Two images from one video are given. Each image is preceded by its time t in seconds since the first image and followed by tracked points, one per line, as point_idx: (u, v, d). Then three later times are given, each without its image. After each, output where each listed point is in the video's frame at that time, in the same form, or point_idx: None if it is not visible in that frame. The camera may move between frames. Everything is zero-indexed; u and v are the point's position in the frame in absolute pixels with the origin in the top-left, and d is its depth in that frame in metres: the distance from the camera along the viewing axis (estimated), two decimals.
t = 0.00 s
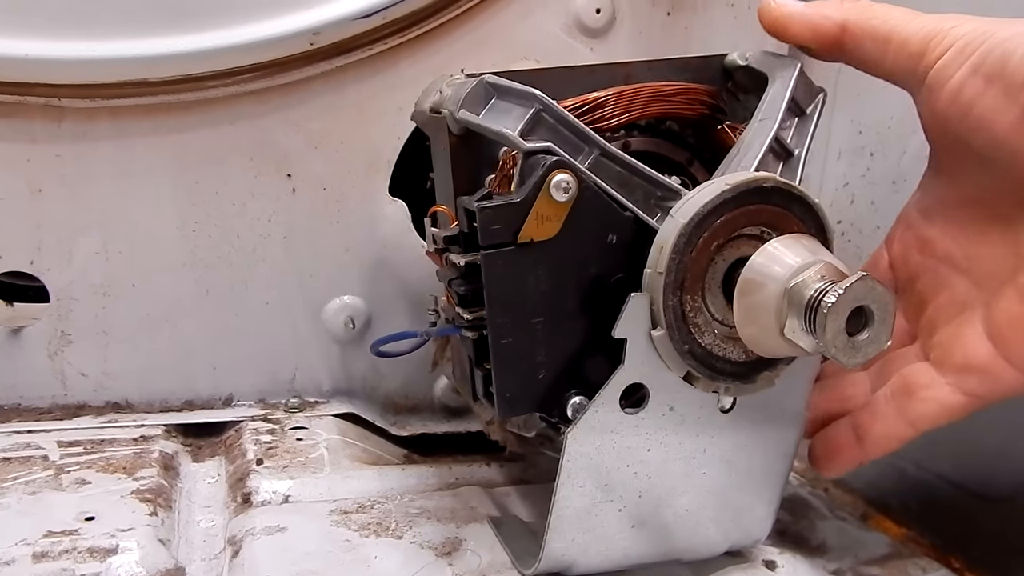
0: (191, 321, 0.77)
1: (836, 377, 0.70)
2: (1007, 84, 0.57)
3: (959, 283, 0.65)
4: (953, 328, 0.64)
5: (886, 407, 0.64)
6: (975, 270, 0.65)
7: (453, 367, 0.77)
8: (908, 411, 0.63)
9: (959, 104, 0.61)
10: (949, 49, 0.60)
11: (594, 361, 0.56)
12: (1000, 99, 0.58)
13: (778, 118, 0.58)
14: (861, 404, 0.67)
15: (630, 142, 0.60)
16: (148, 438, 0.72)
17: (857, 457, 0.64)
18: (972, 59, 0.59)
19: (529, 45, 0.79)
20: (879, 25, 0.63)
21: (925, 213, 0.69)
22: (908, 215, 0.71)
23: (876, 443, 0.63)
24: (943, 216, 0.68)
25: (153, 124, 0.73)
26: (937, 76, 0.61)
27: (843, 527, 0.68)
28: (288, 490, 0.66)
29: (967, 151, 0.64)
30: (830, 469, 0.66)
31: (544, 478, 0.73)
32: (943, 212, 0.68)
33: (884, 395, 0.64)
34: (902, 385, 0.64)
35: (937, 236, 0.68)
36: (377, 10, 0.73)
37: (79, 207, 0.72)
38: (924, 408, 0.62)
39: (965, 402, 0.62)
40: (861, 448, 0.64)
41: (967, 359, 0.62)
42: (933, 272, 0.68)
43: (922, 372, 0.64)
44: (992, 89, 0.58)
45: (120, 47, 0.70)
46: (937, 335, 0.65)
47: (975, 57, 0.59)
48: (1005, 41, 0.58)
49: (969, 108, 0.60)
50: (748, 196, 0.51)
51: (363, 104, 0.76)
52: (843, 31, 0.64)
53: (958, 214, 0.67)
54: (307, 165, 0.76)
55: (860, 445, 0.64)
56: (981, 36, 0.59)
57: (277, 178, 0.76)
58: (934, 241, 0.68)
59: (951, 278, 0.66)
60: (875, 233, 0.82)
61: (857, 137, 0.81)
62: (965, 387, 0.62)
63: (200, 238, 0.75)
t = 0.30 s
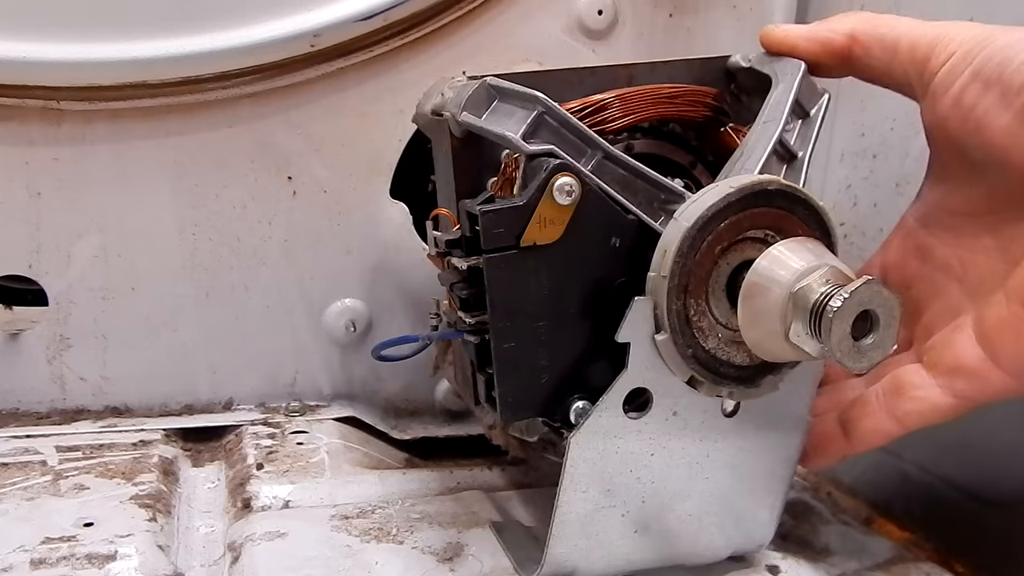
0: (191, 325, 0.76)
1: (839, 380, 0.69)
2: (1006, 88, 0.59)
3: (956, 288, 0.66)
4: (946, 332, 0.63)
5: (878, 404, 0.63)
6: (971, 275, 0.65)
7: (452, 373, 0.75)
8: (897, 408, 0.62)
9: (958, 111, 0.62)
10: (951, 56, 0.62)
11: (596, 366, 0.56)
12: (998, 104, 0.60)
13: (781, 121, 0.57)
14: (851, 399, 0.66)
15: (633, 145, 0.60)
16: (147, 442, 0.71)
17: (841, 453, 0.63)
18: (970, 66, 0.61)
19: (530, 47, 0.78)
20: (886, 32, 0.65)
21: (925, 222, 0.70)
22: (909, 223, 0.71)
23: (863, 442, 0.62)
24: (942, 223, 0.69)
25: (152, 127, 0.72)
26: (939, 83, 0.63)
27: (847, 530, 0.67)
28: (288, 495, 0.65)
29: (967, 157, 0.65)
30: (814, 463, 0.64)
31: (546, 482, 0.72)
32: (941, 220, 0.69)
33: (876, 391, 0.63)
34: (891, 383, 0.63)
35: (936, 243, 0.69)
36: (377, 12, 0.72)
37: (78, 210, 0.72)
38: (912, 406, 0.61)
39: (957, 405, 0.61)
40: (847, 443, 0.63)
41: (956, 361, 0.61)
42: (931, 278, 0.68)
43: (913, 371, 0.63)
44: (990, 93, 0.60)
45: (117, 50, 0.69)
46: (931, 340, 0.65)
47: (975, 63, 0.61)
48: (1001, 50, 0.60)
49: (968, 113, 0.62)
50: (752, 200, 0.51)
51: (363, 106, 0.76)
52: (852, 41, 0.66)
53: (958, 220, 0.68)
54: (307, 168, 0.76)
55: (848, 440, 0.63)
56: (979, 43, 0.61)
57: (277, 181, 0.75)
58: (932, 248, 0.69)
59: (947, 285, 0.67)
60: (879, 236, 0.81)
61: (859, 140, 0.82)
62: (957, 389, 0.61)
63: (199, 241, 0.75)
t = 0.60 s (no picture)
0: (190, 327, 0.77)
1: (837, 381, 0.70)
2: (992, 96, 0.58)
3: (951, 292, 0.65)
4: (949, 334, 0.63)
5: (880, 404, 0.64)
6: (964, 280, 0.64)
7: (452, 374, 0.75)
8: (898, 410, 0.63)
9: (949, 116, 0.61)
10: (942, 62, 0.61)
11: (596, 365, 0.56)
12: (986, 111, 0.59)
13: (780, 121, 0.57)
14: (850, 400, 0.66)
15: (631, 146, 0.60)
16: (147, 444, 0.71)
17: (842, 452, 0.64)
18: (959, 73, 0.60)
19: (529, 50, 0.79)
20: (879, 35, 0.65)
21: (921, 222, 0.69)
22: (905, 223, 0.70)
23: (865, 442, 0.63)
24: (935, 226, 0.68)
25: (151, 129, 0.73)
26: (929, 88, 0.62)
27: (845, 530, 0.68)
28: (288, 496, 0.65)
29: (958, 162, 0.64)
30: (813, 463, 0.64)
31: (544, 484, 0.72)
32: (935, 224, 0.68)
33: (877, 392, 0.64)
34: (894, 385, 0.64)
35: (930, 246, 0.68)
36: (376, 14, 0.73)
37: (78, 213, 0.72)
38: (915, 408, 0.62)
39: (960, 406, 0.62)
40: (847, 443, 0.64)
41: (959, 364, 0.61)
42: (927, 282, 0.67)
43: (916, 373, 0.63)
44: (978, 101, 0.59)
45: (117, 50, 0.70)
46: (933, 341, 0.64)
47: (963, 70, 0.59)
48: (990, 56, 0.58)
49: (958, 120, 0.61)
50: (750, 198, 0.51)
51: (361, 109, 0.76)
52: (846, 41, 0.66)
53: (951, 224, 0.67)
54: (306, 170, 0.76)
55: (848, 440, 0.64)
56: (970, 49, 0.60)
57: (276, 183, 0.76)
58: (926, 252, 0.68)
59: (942, 290, 0.66)
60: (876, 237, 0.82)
61: (857, 142, 0.82)
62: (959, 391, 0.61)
63: (199, 243, 0.75)
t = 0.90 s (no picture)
0: (192, 328, 0.77)
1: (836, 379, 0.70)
2: (986, 96, 0.58)
3: (952, 292, 0.65)
4: (950, 331, 0.63)
5: (880, 402, 0.64)
6: (964, 280, 0.64)
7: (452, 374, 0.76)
8: (898, 406, 0.63)
9: (945, 115, 0.61)
10: (937, 60, 0.61)
11: (596, 364, 0.56)
12: (981, 112, 0.58)
13: (779, 120, 0.58)
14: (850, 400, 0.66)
15: (631, 145, 0.61)
16: (150, 444, 0.72)
17: (842, 449, 0.64)
18: (954, 72, 0.60)
19: (529, 50, 0.79)
20: (875, 32, 0.65)
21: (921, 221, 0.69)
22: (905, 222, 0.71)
23: (864, 440, 0.64)
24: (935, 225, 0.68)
25: (153, 130, 0.73)
26: (924, 87, 0.62)
27: (845, 530, 0.68)
28: (290, 495, 0.66)
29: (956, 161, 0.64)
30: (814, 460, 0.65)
31: (546, 483, 0.73)
32: (935, 222, 0.68)
33: (877, 389, 0.65)
34: (895, 381, 0.64)
35: (930, 245, 0.68)
36: (376, 15, 0.73)
37: (80, 213, 0.73)
38: (916, 404, 0.62)
39: (961, 402, 0.62)
40: (847, 441, 0.64)
41: (959, 360, 0.61)
42: (928, 280, 0.67)
43: (917, 370, 0.63)
44: (973, 101, 0.59)
45: (118, 51, 0.70)
46: (935, 338, 0.64)
47: (958, 68, 0.59)
48: (985, 55, 0.58)
49: (954, 119, 0.61)
50: (749, 197, 0.52)
51: (362, 110, 0.77)
52: (843, 39, 0.66)
53: (950, 223, 0.67)
54: (307, 172, 0.76)
55: (849, 437, 0.64)
56: (964, 47, 0.60)
57: (276, 185, 0.76)
58: (926, 251, 0.68)
59: (942, 289, 0.66)
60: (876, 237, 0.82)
61: (858, 142, 0.83)
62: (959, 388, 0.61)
63: (200, 244, 0.76)
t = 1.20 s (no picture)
0: (194, 326, 0.77)
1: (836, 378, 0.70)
2: (985, 85, 0.58)
3: (954, 281, 0.65)
4: (952, 320, 0.63)
5: (885, 394, 0.64)
6: (967, 268, 0.64)
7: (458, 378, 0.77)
8: (903, 396, 0.63)
9: (944, 104, 0.61)
10: (934, 48, 0.61)
11: (595, 364, 0.56)
12: (980, 100, 0.58)
13: (775, 114, 0.58)
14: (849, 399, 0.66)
15: (628, 145, 0.61)
16: (151, 441, 0.72)
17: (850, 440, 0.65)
18: (952, 59, 0.60)
19: (531, 49, 0.79)
20: (871, 22, 0.65)
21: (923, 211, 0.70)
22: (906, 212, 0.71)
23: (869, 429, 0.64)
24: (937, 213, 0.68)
25: (154, 128, 0.73)
26: (923, 75, 0.62)
27: (844, 528, 0.68)
28: (291, 492, 0.66)
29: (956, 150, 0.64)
30: (822, 450, 0.66)
31: (547, 481, 0.73)
32: (937, 211, 0.68)
33: (882, 379, 0.65)
34: (900, 370, 0.64)
35: (933, 233, 0.68)
36: (377, 12, 0.73)
37: (82, 211, 0.73)
38: (921, 393, 0.63)
39: (965, 389, 0.62)
40: (855, 431, 0.64)
41: (962, 348, 0.61)
42: (932, 266, 0.67)
43: (922, 359, 0.63)
44: (971, 90, 0.59)
45: (119, 49, 0.70)
46: (938, 328, 0.64)
47: (956, 56, 0.59)
48: (982, 42, 0.58)
49: (953, 108, 0.61)
50: (746, 197, 0.52)
51: (363, 108, 0.77)
52: (838, 29, 0.66)
53: (952, 212, 0.67)
54: (307, 170, 0.77)
55: (856, 428, 0.64)
56: (962, 34, 0.60)
57: (277, 183, 0.76)
58: (929, 240, 0.68)
59: (944, 277, 0.66)
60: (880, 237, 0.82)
61: (861, 143, 0.82)
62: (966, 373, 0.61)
63: (202, 242, 0.76)
